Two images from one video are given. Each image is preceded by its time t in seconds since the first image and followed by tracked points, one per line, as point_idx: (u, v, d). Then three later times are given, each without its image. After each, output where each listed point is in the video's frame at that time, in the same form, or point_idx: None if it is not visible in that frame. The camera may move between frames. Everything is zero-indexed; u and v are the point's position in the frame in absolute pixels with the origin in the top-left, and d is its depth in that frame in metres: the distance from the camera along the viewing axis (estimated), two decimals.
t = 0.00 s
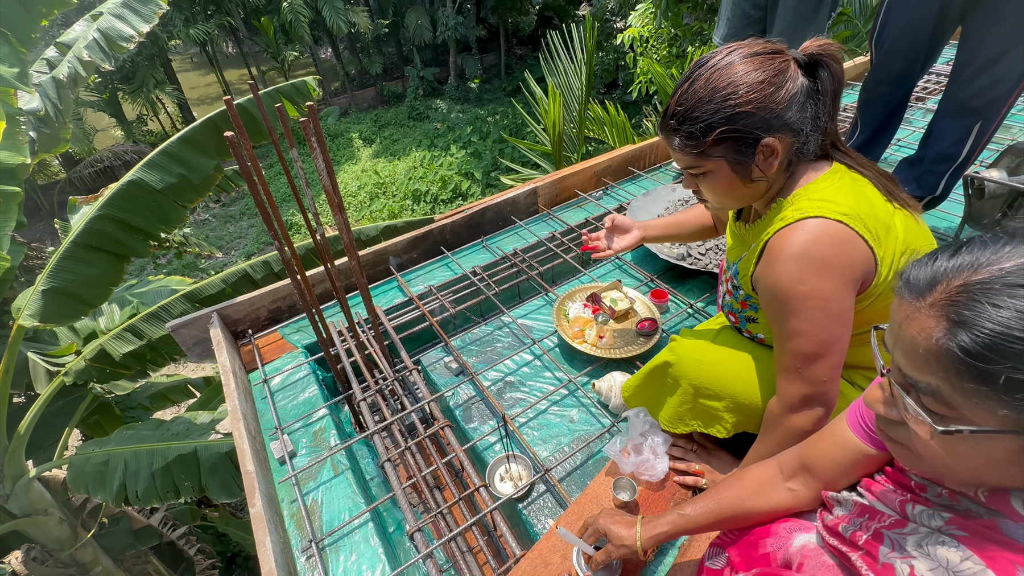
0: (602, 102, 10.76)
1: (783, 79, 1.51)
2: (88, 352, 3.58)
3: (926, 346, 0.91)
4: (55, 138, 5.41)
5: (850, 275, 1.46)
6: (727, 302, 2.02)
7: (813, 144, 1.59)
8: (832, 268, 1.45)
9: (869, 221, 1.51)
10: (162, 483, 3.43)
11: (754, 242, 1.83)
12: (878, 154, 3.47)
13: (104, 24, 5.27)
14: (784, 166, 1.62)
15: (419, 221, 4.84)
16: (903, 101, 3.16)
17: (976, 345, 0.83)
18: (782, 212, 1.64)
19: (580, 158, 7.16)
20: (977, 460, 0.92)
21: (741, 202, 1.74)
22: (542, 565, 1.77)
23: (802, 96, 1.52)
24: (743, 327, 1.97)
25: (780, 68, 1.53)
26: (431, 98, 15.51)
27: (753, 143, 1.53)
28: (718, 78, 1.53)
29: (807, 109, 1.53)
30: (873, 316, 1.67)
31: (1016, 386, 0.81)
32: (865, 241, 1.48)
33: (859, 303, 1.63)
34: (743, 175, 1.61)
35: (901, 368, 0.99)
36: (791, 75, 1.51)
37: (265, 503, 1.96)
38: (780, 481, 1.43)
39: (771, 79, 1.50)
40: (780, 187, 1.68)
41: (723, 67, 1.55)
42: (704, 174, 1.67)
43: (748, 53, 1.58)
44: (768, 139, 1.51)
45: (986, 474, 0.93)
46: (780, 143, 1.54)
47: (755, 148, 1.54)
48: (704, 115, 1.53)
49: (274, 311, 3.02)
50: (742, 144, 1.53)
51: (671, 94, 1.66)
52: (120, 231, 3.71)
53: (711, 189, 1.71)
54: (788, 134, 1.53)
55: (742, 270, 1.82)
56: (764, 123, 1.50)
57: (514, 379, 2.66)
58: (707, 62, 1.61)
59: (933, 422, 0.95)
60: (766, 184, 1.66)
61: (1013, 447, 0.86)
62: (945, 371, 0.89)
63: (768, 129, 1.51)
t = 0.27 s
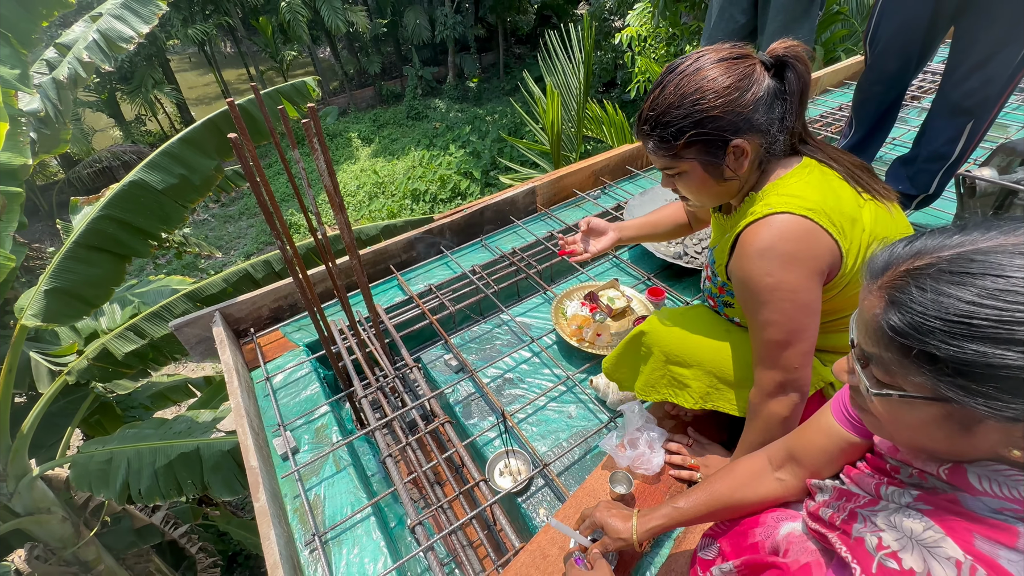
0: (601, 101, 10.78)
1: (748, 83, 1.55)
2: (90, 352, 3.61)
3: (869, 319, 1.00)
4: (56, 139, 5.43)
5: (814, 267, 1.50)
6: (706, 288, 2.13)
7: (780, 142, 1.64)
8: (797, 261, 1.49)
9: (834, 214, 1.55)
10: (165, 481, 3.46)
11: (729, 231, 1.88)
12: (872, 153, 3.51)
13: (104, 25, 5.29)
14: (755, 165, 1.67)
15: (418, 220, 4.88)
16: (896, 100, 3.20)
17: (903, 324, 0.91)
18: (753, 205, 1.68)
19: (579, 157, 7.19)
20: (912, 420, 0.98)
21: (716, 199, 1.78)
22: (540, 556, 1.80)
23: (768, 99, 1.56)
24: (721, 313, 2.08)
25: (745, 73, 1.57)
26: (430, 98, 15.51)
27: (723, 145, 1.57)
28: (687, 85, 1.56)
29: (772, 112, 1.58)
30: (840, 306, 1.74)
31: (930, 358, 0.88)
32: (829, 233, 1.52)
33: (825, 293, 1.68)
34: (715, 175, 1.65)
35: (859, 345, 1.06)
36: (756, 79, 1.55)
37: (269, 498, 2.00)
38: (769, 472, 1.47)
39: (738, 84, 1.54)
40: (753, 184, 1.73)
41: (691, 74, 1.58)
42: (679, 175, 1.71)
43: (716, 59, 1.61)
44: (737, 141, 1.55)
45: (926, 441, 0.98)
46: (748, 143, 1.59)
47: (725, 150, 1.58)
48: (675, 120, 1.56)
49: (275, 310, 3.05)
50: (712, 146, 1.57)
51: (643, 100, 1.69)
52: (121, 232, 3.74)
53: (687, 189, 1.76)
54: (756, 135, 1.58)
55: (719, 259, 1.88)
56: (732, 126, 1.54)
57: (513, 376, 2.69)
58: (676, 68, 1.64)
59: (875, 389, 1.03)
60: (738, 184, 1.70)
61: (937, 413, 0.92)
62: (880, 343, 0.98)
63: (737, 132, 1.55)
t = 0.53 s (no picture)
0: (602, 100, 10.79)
1: (750, 81, 1.56)
2: (97, 350, 3.66)
3: (844, 317, 1.03)
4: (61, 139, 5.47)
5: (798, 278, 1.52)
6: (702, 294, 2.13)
7: (779, 144, 1.65)
8: (783, 270, 1.51)
9: (821, 225, 1.56)
10: (171, 479, 3.52)
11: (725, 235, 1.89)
12: (873, 154, 3.52)
13: (108, 24, 5.29)
14: (752, 165, 1.69)
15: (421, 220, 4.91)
16: (897, 101, 3.21)
17: (868, 322, 0.95)
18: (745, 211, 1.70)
19: (581, 156, 7.21)
20: (880, 418, 1.03)
21: (715, 195, 1.82)
22: (543, 553, 1.84)
23: (769, 99, 1.57)
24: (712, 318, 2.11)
25: (748, 70, 1.58)
26: (432, 96, 15.53)
27: (719, 143, 1.59)
28: (689, 78, 1.59)
29: (772, 112, 1.59)
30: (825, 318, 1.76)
31: (893, 354, 0.92)
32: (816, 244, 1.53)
33: (813, 304, 1.70)
34: (711, 171, 1.67)
35: (836, 342, 1.09)
36: (759, 78, 1.57)
37: (277, 495, 2.04)
38: (770, 469, 1.51)
39: (738, 81, 1.55)
40: (750, 185, 1.76)
41: (694, 68, 1.60)
42: (676, 169, 1.74)
43: (721, 55, 1.63)
44: (733, 139, 1.57)
45: (891, 432, 1.02)
46: (746, 142, 1.60)
47: (722, 147, 1.60)
48: (673, 113, 1.58)
49: (280, 310, 3.08)
50: (708, 143, 1.59)
51: (646, 90, 1.72)
52: (127, 232, 3.77)
53: (683, 184, 1.78)
54: (754, 135, 1.59)
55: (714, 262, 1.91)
56: (729, 123, 1.56)
57: (516, 375, 2.73)
58: (681, 61, 1.66)
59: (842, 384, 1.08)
60: (735, 182, 1.72)
61: (902, 408, 0.96)
62: (850, 340, 1.02)
63: (734, 130, 1.57)
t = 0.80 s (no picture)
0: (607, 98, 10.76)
1: (764, 83, 1.55)
2: (105, 350, 3.69)
3: (825, 331, 1.03)
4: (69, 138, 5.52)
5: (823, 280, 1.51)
6: (709, 301, 2.04)
7: (793, 150, 1.64)
8: (807, 273, 1.49)
9: (844, 228, 1.55)
10: (178, 477, 3.54)
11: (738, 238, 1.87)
12: (880, 155, 3.50)
13: (114, 25, 5.31)
14: (765, 169, 1.68)
15: (425, 220, 4.92)
16: (905, 103, 3.19)
17: (847, 336, 0.95)
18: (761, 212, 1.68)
19: (585, 155, 7.20)
20: (867, 430, 1.03)
21: (721, 200, 1.81)
22: (547, 555, 1.84)
23: (783, 102, 1.55)
24: (719, 327, 2.02)
25: (763, 72, 1.57)
26: (437, 94, 15.53)
27: (729, 147, 1.59)
28: (700, 78, 1.59)
29: (787, 116, 1.58)
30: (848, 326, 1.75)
31: (870, 369, 0.92)
32: (841, 246, 1.52)
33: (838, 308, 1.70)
34: (719, 174, 1.66)
35: (820, 353, 1.09)
36: (774, 80, 1.55)
37: (283, 496, 2.05)
38: (777, 473, 1.52)
39: (752, 83, 1.54)
40: (761, 190, 1.74)
41: (707, 67, 1.60)
42: (684, 171, 1.74)
43: (735, 54, 1.62)
44: (744, 143, 1.56)
45: (878, 442, 1.02)
46: (757, 147, 1.59)
47: (731, 152, 1.59)
48: (682, 114, 1.59)
49: (286, 310, 3.10)
50: (717, 146, 1.59)
51: (657, 90, 1.72)
52: (133, 231, 3.80)
53: (691, 186, 1.79)
54: (765, 140, 1.58)
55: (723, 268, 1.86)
56: (740, 127, 1.55)
57: (520, 377, 2.73)
58: (693, 60, 1.65)
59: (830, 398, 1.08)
60: (744, 187, 1.72)
61: (886, 420, 0.96)
62: (832, 354, 1.02)
63: (745, 134, 1.56)
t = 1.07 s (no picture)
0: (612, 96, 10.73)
1: (773, 86, 1.52)
2: (112, 347, 3.71)
3: (832, 341, 1.03)
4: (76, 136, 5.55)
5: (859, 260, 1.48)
6: (727, 301, 1.98)
7: (804, 153, 1.61)
8: (844, 252, 1.47)
9: (873, 210, 1.53)
10: (184, 474, 3.56)
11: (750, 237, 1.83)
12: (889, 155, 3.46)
13: (121, 23, 5.33)
14: (776, 172, 1.65)
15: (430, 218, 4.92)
16: (916, 101, 3.16)
17: (854, 348, 0.94)
18: (780, 199, 1.65)
19: (590, 153, 7.18)
20: (877, 440, 1.02)
21: (728, 203, 1.80)
22: (552, 555, 1.84)
23: (793, 104, 1.53)
24: (740, 327, 1.97)
25: (773, 73, 1.54)
26: (441, 92, 15.52)
27: (736, 152, 1.57)
28: (706, 81, 1.56)
29: (797, 119, 1.56)
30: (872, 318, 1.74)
31: (878, 381, 0.92)
32: (874, 226, 1.50)
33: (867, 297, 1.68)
34: (727, 177, 1.65)
35: (827, 362, 1.08)
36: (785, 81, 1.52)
37: (288, 493, 2.06)
38: (790, 476, 1.53)
39: (761, 85, 1.52)
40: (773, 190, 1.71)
41: (714, 69, 1.57)
42: (690, 175, 1.73)
43: (743, 55, 1.59)
44: (752, 148, 1.54)
45: (889, 452, 1.01)
46: (766, 151, 1.57)
47: (739, 156, 1.58)
48: (688, 119, 1.57)
49: (291, 309, 3.11)
50: (724, 151, 1.58)
51: (662, 92, 1.70)
52: (140, 229, 3.81)
53: (698, 190, 1.78)
54: (774, 144, 1.56)
55: (743, 264, 1.81)
56: (749, 131, 1.53)
57: (525, 376, 2.73)
58: (699, 61, 1.63)
59: (840, 411, 1.07)
60: (754, 191, 1.71)
61: (895, 431, 0.95)
62: (839, 364, 1.01)
63: (753, 138, 1.54)
